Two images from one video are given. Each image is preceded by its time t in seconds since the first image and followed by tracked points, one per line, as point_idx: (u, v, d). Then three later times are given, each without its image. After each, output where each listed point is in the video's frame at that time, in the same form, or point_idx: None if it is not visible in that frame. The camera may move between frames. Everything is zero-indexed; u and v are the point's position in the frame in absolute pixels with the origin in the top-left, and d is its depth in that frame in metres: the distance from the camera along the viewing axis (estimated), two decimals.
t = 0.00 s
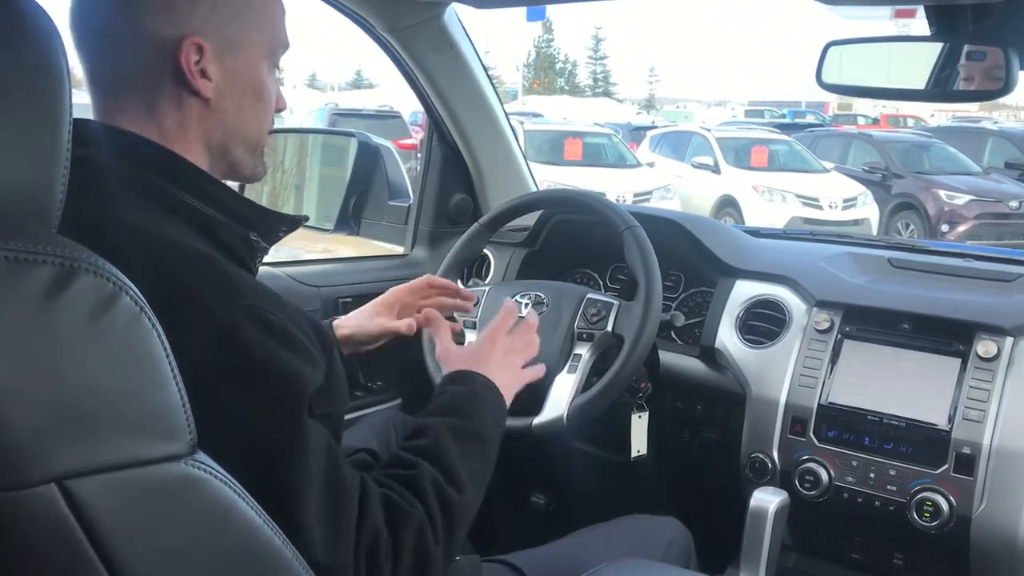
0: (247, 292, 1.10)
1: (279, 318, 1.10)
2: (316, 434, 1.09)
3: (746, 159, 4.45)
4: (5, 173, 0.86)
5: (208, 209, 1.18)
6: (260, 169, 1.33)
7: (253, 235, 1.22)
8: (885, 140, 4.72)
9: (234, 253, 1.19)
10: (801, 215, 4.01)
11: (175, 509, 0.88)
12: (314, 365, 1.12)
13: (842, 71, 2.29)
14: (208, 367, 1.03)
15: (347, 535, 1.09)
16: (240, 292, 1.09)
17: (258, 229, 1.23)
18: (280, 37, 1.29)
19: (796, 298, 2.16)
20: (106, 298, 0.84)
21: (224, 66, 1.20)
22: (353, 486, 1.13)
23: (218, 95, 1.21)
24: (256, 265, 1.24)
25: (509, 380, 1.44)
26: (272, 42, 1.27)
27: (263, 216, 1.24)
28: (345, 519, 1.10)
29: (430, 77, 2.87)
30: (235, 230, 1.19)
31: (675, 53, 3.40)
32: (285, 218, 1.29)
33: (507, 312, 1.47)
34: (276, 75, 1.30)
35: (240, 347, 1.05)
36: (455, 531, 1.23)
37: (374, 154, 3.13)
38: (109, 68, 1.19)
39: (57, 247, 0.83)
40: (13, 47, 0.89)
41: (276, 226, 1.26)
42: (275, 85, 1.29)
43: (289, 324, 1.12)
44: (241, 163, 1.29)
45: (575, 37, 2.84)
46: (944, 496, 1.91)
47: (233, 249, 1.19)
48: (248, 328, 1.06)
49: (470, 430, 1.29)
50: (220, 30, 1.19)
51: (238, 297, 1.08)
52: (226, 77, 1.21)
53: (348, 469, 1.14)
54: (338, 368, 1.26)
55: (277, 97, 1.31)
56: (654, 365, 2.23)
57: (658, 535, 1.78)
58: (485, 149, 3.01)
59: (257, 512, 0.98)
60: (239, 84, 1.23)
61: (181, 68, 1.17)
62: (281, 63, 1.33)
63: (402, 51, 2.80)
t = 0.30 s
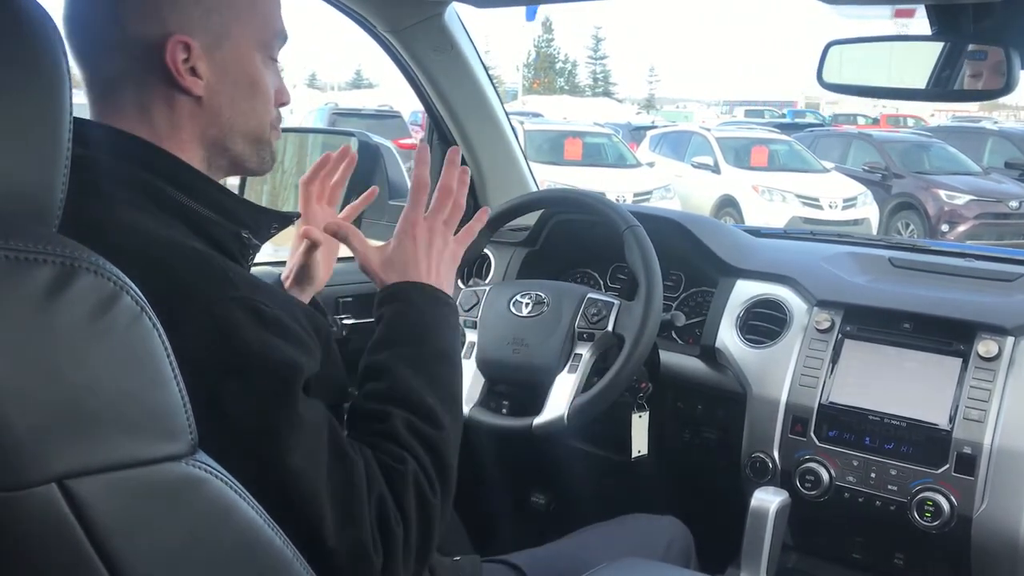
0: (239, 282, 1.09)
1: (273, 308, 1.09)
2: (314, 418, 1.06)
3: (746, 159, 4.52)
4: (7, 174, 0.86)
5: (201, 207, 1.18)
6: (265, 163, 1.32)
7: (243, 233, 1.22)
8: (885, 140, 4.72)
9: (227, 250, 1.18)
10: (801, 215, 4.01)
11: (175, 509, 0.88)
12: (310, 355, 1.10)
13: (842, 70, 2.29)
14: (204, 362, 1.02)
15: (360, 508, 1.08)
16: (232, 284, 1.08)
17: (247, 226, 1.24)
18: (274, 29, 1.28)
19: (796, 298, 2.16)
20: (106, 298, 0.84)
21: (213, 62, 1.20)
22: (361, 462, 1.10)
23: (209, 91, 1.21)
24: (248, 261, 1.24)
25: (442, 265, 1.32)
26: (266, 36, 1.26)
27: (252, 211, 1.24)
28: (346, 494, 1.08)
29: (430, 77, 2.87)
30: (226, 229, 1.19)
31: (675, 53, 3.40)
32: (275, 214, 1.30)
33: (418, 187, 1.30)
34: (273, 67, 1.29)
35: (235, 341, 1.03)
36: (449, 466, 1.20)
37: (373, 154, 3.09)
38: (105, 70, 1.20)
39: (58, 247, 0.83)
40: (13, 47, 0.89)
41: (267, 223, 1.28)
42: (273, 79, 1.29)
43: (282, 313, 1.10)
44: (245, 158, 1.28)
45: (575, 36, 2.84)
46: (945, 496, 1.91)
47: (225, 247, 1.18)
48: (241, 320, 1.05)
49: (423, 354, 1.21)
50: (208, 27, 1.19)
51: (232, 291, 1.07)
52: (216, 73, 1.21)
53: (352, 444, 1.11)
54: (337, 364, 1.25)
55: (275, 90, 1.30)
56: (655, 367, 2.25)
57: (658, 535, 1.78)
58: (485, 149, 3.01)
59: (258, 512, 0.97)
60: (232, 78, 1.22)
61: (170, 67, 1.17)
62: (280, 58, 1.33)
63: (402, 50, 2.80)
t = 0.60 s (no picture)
0: (246, 284, 1.09)
1: (281, 314, 1.09)
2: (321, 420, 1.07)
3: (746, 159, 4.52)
4: (7, 176, 0.86)
5: (208, 210, 1.18)
6: (277, 169, 1.34)
7: (251, 238, 1.23)
8: (884, 140, 4.71)
9: (233, 253, 1.20)
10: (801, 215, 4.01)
11: (175, 510, 0.88)
12: (315, 357, 1.11)
13: (842, 70, 2.29)
14: (216, 365, 1.02)
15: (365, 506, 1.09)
16: (242, 288, 1.08)
17: (254, 230, 1.24)
18: (289, 40, 1.30)
19: (795, 299, 2.16)
20: (106, 301, 0.85)
21: (236, 70, 1.21)
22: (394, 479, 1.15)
23: (231, 98, 1.22)
24: (252, 263, 1.25)
25: (537, 388, 1.41)
26: (282, 45, 1.28)
27: (261, 217, 1.25)
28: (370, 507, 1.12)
29: (430, 79, 2.87)
30: (232, 233, 1.20)
31: (675, 53, 3.40)
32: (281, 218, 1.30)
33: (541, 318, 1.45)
34: (287, 77, 1.31)
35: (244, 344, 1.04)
36: (479, 525, 1.23)
37: (374, 155, 3.10)
38: (121, 73, 1.20)
39: (57, 250, 0.84)
40: (11, 49, 0.89)
41: (272, 227, 1.28)
42: (286, 85, 1.30)
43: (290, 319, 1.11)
44: (258, 164, 1.30)
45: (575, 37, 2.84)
46: (943, 497, 1.91)
47: (230, 250, 1.19)
48: (250, 321, 1.05)
49: (499, 431, 1.29)
50: (232, 35, 1.21)
51: (239, 292, 1.07)
52: (238, 80, 1.22)
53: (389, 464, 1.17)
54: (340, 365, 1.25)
55: (288, 97, 1.32)
56: (654, 368, 2.24)
57: (658, 536, 1.78)
58: (485, 150, 3.02)
59: (257, 514, 0.98)
60: (252, 87, 1.24)
61: (194, 73, 1.18)
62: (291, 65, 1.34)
63: (402, 51, 2.80)
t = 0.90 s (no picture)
0: (235, 282, 1.12)
1: (273, 312, 1.13)
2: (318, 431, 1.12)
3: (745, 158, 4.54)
4: (6, 175, 0.87)
5: (198, 209, 1.21)
6: (249, 167, 1.39)
7: (242, 234, 1.27)
8: (883, 139, 4.71)
9: (223, 251, 1.23)
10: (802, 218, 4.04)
11: (173, 513, 0.88)
12: (306, 355, 1.15)
13: (840, 70, 2.28)
14: (213, 363, 1.05)
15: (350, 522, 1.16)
16: (232, 285, 1.11)
17: (245, 228, 1.28)
18: (262, 37, 1.36)
19: (795, 300, 2.16)
20: (103, 302, 0.85)
21: (213, 65, 1.26)
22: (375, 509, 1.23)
23: (209, 94, 1.27)
24: (243, 261, 1.29)
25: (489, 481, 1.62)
26: (256, 43, 1.34)
27: (248, 213, 1.29)
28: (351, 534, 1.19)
29: (428, 79, 2.87)
30: (222, 231, 1.24)
31: (674, 53, 3.40)
32: (269, 216, 1.34)
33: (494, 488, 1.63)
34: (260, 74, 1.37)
35: (237, 339, 1.07)
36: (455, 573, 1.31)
37: (371, 156, 3.09)
38: (103, 71, 1.23)
39: (54, 250, 0.83)
40: (9, 50, 0.89)
41: (262, 225, 1.32)
42: (259, 84, 1.36)
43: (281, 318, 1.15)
44: (232, 161, 1.34)
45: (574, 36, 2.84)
46: (941, 497, 1.91)
47: (222, 248, 1.23)
48: (241, 318, 1.09)
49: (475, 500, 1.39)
50: (210, 33, 1.26)
51: (229, 288, 1.11)
52: (215, 76, 1.27)
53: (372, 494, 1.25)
54: (329, 363, 1.26)
55: (260, 94, 1.37)
56: (654, 368, 2.24)
57: (656, 536, 1.79)
58: (484, 151, 3.02)
59: (256, 516, 0.98)
60: (228, 82, 1.29)
61: (175, 69, 1.23)
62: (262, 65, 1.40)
63: (399, 51, 2.80)
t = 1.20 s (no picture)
0: (226, 275, 1.12)
1: (263, 302, 1.12)
2: (316, 416, 1.13)
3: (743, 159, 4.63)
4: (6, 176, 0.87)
5: (184, 203, 1.22)
6: (240, 166, 1.40)
7: (231, 227, 1.28)
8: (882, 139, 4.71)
9: (213, 243, 1.24)
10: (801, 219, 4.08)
11: (174, 514, 0.88)
12: (300, 347, 1.16)
13: (839, 72, 2.28)
14: (207, 359, 1.07)
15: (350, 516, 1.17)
16: (222, 277, 1.11)
17: (234, 221, 1.29)
18: (251, 39, 1.36)
19: (795, 303, 2.16)
20: (103, 303, 0.85)
21: (198, 72, 1.27)
22: (375, 497, 1.24)
23: (195, 102, 1.27)
24: (234, 254, 1.29)
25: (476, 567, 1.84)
26: (245, 45, 1.34)
27: (238, 207, 1.29)
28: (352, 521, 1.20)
29: (428, 80, 2.87)
30: (211, 223, 1.24)
31: (674, 53, 3.40)
32: (260, 207, 1.34)
33: None
34: (249, 75, 1.37)
35: (230, 332, 1.08)
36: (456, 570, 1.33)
37: (370, 157, 3.03)
38: (89, 74, 1.22)
39: (53, 252, 0.84)
40: (9, 51, 0.89)
41: (252, 216, 1.32)
42: (248, 84, 1.36)
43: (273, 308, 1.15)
44: (222, 164, 1.35)
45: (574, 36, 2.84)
46: (940, 498, 1.91)
47: (210, 240, 1.24)
48: (233, 312, 1.09)
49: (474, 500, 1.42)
50: (196, 39, 1.26)
51: (218, 282, 1.10)
52: (201, 83, 1.27)
53: (372, 483, 1.26)
54: (325, 355, 1.26)
55: (250, 92, 1.38)
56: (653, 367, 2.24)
57: (656, 537, 1.79)
58: (483, 151, 3.02)
59: (255, 517, 0.98)
60: (215, 87, 1.29)
61: (160, 77, 1.23)
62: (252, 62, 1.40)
63: (398, 51, 2.80)
